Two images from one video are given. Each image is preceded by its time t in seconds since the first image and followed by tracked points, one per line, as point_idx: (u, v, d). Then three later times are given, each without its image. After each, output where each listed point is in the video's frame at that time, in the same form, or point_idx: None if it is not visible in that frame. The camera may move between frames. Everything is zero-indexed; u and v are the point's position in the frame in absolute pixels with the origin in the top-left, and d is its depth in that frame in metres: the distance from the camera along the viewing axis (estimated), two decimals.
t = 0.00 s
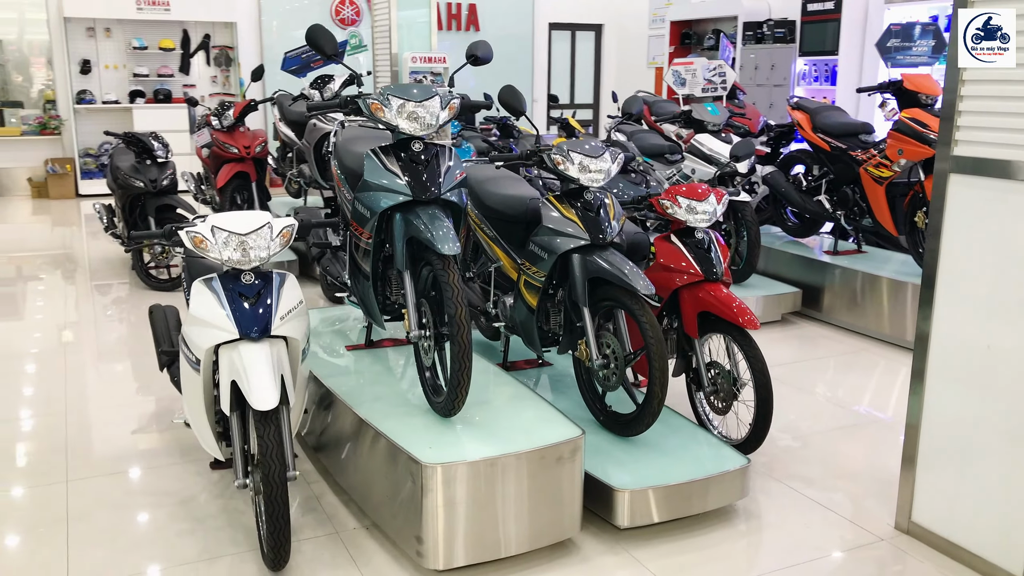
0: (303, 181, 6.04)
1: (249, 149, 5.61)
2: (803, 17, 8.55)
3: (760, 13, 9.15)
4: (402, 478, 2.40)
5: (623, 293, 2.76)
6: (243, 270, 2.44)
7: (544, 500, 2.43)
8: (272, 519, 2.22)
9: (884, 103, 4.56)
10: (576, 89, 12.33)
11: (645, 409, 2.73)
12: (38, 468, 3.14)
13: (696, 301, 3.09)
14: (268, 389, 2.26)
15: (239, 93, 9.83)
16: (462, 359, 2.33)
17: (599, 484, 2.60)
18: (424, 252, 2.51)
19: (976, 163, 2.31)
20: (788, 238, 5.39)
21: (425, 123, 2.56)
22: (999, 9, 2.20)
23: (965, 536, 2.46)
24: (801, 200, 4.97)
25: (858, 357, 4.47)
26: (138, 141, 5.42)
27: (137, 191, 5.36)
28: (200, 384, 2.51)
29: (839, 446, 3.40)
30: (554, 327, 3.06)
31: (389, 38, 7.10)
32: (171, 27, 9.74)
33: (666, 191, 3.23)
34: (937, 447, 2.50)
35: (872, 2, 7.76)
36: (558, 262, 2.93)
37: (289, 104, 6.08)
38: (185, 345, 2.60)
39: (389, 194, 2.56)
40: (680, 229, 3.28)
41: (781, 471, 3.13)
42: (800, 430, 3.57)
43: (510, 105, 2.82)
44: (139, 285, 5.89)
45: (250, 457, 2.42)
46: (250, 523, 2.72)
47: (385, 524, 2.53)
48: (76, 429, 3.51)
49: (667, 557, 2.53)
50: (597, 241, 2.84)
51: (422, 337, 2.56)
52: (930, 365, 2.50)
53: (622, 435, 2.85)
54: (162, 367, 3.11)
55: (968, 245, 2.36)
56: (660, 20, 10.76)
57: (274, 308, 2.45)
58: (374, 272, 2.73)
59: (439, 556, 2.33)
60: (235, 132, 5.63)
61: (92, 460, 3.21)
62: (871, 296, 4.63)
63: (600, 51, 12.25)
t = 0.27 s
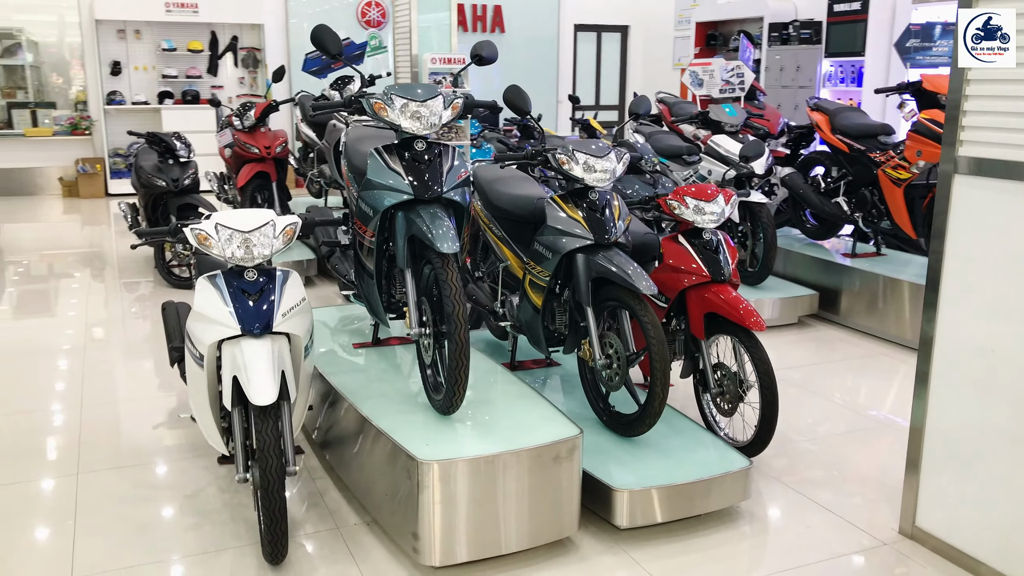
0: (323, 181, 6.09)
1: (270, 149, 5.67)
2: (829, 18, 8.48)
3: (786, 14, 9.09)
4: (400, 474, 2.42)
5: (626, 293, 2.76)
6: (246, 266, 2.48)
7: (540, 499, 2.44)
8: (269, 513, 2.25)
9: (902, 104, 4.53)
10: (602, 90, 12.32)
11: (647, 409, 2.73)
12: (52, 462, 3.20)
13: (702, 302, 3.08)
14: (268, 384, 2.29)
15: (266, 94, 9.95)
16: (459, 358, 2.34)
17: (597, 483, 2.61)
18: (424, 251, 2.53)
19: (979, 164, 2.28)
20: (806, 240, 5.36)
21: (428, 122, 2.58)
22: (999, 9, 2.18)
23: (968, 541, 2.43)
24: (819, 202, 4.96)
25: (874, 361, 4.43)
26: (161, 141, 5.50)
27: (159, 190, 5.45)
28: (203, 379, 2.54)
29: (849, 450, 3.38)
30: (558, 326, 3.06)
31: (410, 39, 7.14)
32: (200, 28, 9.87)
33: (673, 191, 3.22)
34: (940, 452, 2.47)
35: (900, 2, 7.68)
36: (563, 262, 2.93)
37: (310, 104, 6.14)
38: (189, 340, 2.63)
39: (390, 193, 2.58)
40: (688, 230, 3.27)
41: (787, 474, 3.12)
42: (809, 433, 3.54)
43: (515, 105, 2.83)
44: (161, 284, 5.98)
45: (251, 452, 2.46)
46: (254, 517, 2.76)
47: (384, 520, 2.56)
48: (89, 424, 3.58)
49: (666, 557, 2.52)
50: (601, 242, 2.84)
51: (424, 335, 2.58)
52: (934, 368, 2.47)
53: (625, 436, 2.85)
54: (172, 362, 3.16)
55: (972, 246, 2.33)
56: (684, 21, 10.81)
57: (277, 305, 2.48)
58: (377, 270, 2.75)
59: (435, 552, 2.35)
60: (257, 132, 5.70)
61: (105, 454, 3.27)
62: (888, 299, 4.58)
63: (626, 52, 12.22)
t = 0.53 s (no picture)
0: (343, 180, 6.13)
1: (290, 148, 5.72)
2: (857, 17, 8.38)
3: (812, 13, 8.99)
4: (397, 471, 2.44)
5: (629, 292, 2.76)
6: (250, 262, 2.51)
7: (538, 497, 2.46)
8: (268, 507, 2.28)
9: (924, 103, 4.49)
10: (629, 89, 12.28)
11: (649, 409, 2.72)
12: (65, 455, 3.26)
13: (709, 302, 3.06)
14: (268, 379, 2.32)
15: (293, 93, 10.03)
16: (456, 354, 2.36)
17: (597, 482, 2.62)
18: (425, 248, 2.54)
19: (983, 165, 2.25)
20: (825, 241, 5.32)
21: (431, 120, 2.59)
22: (998, 9, 2.15)
23: (970, 547, 2.40)
24: (838, 203, 4.90)
25: (891, 363, 4.38)
26: (183, 140, 5.57)
27: (181, 187, 5.52)
28: (206, 373, 2.57)
29: (859, 453, 3.34)
30: (564, 325, 3.06)
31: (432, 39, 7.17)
32: (228, 28, 9.99)
33: (681, 190, 3.21)
34: (944, 456, 2.44)
35: None
36: (567, 261, 2.93)
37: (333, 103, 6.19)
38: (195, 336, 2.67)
39: (393, 190, 2.60)
40: (696, 229, 3.25)
41: (794, 477, 3.10)
42: (819, 435, 3.52)
43: (521, 103, 2.84)
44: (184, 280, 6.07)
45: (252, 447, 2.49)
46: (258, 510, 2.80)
47: (383, 516, 2.58)
48: (104, 417, 3.65)
49: (664, 558, 2.52)
50: (605, 241, 2.83)
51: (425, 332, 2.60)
52: (937, 371, 2.44)
53: (628, 435, 2.85)
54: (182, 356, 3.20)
55: (975, 248, 2.30)
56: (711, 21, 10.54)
57: (280, 300, 2.51)
58: (380, 267, 2.77)
59: (432, 548, 2.37)
60: (278, 131, 5.74)
61: (118, 447, 3.33)
62: (906, 302, 4.52)
63: (653, 51, 12.18)
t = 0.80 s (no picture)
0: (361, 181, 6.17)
1: (308, 150, 5.76)
2: (883, 18, 8.29)
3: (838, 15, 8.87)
4: (394, 472, 2.45)
5: (631, 296, 2.75)
6: (251, 263, 2.53)
7: (534, 500, 2.47)
8: (265, 506, 2.30)
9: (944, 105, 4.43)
10: (653, 91, 12.23)
11: (650, 413, 2.71)
12: (76, 451, 3.31)
13: (715, 306, 3.04)
14: (266, 379, 2.34)
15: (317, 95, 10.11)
16: (453, 356, 2.37)
17: (595, 487, 2.62)
18: (425, 250, 2.55)
19: (986, 168, 2.21)
20: (843, 245, 5.26)
21: (433, 123, 2.60)
22: (998, 10, 2.12)
23: (973, 558, 2.36)
24: (856, 206, 4.86)
25: (907, 370, 4.32)
26: (203, 141, 5.62)
27: (200, 188, 5.59)
28: (208, 373, 2.59)
29: (868, 460, 3.31)
30: (568, 329, 3.06)
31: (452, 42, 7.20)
32: (254, 31, 10.09)
33: (689, 194, 3.18)
34: (948, 464, 2.40)
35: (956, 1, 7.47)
36: (571, 264, 2.93)
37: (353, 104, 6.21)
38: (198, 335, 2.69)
39: (394, 192, 2.61)
40: (704, 233, 3.22)
41: (799, 483, 3.07)
42: (828, 442, 3.48)
43: (524, 106, 2.84)
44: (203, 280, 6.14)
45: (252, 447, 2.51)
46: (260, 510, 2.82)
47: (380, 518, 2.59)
48: (115, 415, 3.70)
49: (661, 564, 2.51)
50: (609, 244, 2.82)
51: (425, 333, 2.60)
52: (940, 379, 2.40)
53: (630, 439, 2.84)
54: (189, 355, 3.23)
55: (979, 253, 2.26)
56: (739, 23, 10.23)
57: (281, 301, 2.53)
58: (383, 269, 2.78)
59: (427, 550, 2.38)
60: (297, 133, 5.78)
61: (128, 445, 3.37)
62: (923, 308, 4.46)
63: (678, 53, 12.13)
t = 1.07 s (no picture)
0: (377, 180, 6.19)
1: (325, 149, 5.77)
2: (909, 17, 8.20)
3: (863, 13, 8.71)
4: (389, 472, 2.45)
5: (633, 297, 2.72)
6: (251, 261, 2.53)
7: (530, 502, 2.45)
8: (259, 504, 2.31)
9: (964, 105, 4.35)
10: (677, 91, 12.14)
11: (651, 416, 2.68)
12: (83, 447, 3.34)
13: (721, 308, 3.00)
14: (262, 378, 2.33)
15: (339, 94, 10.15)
16: (448, 357, 2.36)
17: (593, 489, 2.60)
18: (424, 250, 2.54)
19: (992, 169, 2.16)
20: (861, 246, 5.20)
21: (433, 121, 2.59)
22: (998, 10, 2.08)
23: (978, 568, 2.30)
24: (874, 207, 4.82)
25: (924, 374, 4.25)
26: (220, 139, 5.64)
27: (218, 186, 5.64)
28: (207, 370, 2.60)
29: (878, 466, 3.25)
30: (571, 329, 3.03)
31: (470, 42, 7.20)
32: (277, 30, 10.16)
33: (695, 194, 3.14)
34: (952, 472, 2.35)
35: None
36: (574, 264, 2.90)
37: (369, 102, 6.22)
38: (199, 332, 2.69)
39: (393, 191, 2.59)
40: (711, 234, 3.18)
41: (805, 489, 3.03)
42: (837, 446, 3.42)
43: (527, 104, 2.81)
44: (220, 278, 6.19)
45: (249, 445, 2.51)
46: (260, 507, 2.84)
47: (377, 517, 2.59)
48: (125, 411, 3.74)
49: (657, 569, 2.49)
50: (612, 245, 2.79)
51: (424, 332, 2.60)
52: (946, 384, 2.35)
53: (632, 442, 2.81)
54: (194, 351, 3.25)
55: (986, 256, 2.21)
56: (761, 22, 10.11)
57: (280, 300, 2.52)
58: (383, 268, 2.77)
59: (421, 550, 2.38)
60: (313, 132, 5.77)
61: (137, 441, 3.40)
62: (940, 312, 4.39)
63: (701, 52, 12.04)
